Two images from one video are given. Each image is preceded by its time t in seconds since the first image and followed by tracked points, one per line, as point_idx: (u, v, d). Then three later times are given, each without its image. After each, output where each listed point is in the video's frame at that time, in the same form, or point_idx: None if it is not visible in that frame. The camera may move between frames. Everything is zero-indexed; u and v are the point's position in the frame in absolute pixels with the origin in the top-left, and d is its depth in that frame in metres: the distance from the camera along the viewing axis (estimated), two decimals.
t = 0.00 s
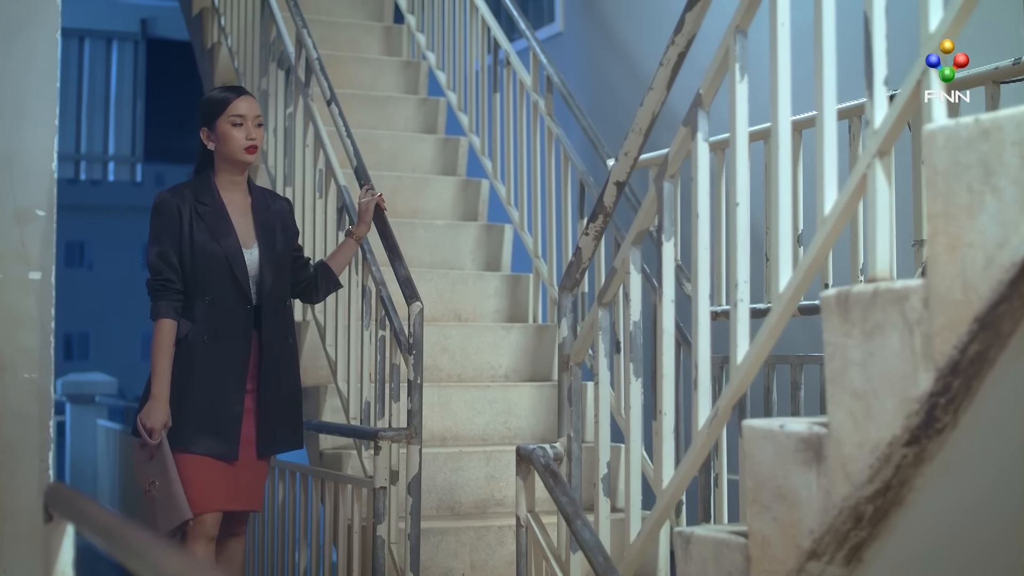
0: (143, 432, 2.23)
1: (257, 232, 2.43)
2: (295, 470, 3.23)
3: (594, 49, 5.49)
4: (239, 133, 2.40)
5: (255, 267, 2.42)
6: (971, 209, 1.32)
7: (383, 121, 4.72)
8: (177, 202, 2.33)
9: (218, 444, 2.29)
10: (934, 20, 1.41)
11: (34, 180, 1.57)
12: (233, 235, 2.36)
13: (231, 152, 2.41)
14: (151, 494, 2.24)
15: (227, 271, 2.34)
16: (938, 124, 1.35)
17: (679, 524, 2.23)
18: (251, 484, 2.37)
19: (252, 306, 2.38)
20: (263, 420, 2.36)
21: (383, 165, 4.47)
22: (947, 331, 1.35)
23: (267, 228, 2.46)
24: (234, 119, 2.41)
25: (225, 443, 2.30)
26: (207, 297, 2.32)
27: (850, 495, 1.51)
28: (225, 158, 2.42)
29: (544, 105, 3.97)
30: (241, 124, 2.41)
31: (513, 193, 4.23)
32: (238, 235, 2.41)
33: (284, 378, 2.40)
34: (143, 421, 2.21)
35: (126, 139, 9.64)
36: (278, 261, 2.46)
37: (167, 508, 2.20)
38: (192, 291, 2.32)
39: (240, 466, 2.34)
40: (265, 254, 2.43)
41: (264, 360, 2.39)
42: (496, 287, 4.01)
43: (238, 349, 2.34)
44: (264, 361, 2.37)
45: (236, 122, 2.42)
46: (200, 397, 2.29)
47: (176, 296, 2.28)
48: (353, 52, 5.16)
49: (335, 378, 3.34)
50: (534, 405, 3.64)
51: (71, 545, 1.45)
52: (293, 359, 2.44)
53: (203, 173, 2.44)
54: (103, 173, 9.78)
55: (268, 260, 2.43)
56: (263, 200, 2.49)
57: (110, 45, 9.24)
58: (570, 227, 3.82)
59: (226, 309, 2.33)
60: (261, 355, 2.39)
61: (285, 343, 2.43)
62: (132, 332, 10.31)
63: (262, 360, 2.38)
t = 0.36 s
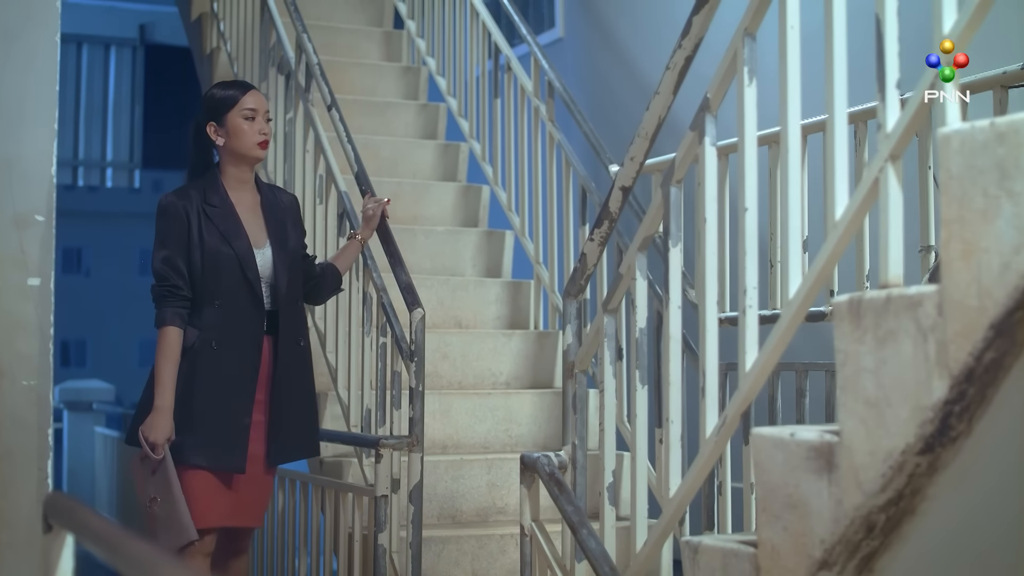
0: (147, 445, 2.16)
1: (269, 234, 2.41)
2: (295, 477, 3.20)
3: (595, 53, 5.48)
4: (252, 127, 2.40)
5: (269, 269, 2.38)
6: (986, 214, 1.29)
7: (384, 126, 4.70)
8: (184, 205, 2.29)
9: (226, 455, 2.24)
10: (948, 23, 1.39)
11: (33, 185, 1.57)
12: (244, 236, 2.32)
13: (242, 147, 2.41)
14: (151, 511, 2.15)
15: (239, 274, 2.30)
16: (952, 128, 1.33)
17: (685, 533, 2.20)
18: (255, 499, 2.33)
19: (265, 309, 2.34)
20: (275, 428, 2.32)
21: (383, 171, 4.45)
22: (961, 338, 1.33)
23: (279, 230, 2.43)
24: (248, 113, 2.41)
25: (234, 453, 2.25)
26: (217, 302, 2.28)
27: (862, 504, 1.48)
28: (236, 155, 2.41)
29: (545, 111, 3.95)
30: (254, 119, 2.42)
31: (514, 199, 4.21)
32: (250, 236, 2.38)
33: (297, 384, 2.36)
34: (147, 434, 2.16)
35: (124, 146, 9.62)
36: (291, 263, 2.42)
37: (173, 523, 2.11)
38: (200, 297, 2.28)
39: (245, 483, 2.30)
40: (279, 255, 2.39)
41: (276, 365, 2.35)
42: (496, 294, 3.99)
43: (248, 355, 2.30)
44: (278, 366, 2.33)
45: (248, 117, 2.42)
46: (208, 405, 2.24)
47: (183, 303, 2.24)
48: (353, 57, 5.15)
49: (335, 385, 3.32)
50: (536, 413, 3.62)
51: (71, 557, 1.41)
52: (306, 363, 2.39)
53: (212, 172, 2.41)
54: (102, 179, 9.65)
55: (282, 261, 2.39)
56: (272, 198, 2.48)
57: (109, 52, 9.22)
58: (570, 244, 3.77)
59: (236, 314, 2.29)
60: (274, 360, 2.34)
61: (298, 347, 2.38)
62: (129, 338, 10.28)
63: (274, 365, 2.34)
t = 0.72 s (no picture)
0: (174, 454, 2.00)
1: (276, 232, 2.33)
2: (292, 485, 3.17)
3: (594, 58, 5.47)
4: (267, 126, 2.32)
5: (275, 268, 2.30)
6: (1001, 218, 1.27)
7: (382, 131, 4.68)
8: (192, 201, 2.18)
9: (254, 464, 2.11)
10: (960, 24, 1.37)
11: (29, 189, 1.52)
12: (254, 233, 2.23)
13: (253, 145, 2.32)
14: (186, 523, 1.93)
15: (253, 274, 2.21)
16: (965, 130, 1.32)
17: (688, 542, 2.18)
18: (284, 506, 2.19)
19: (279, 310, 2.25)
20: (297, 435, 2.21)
21: (381, 176, 4.43)
22: (975, 344, 1.30)
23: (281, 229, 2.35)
24: (262, 110, 2.32)
25: (261, 458, 2.12)
26: (232, 304, 2.18)
27: (872, 513, 1.46)
28: (244, 151, 2.33)
29: (544, 116, 3.93)
30: (267, 116, 2.34)
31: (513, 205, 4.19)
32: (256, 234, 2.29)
33: (313, 387, 2.27)
34: (173, 439, 2.01)
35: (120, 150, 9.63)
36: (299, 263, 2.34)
37: (214, 524, 1.89)
38: (212, 298, 2.17)
39: (275, 489, 2.18)
40: (287, 254, 2.31)
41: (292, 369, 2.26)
42: (495, 300, 3.97)
43: (265, 359, 2.20)
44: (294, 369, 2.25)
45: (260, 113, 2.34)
46: (232, 413, 2.13)
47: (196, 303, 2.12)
48: (351, 62, 5.14)
49: (333, 392, 3.29)
50: (535, 420, 3.59)
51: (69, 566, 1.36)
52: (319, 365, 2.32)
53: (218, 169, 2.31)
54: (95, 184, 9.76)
55: (290, 261, 2.31)
56: (274, 199, 2.39)
57: (104, 56, 9.14)
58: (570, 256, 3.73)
59: (252, 316, 2.19)
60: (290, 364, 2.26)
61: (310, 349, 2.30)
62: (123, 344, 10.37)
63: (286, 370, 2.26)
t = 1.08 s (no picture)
0: (209, 465, 1.99)
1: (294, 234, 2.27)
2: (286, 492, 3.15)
3: (586, 62, 5.45)
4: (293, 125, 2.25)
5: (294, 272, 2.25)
6: (1011, 222, 1.25)
7: (374, 135, 4.65)
8: (221, 200, 2.11)
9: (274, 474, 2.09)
10: (969, 24, 1.35)
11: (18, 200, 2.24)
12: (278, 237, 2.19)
13: (279, 144, 2.25)
14: (226, 536, 1.98)
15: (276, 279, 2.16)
16: (975, 133, 1.29)
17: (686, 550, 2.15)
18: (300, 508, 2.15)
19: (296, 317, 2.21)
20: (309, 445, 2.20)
21: (373, 181, 4.40)
22: (985, 350, 1.28)
23: (298, 231, 2.30)
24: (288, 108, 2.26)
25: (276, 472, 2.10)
26: (258, 311, 2.13)
27: (878, 522, 1.43)
28: (267, 150, 2.26)
29: (538, 120, 3.91)
30: (292, 115, 2.27)
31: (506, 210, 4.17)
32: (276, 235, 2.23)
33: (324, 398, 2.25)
34: (213, 452, 1.98)
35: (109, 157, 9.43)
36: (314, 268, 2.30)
37: (265, 540, 1.97)
38: (238, 304, 2.11)
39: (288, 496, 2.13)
40: (306, 258, 2.27)
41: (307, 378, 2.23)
42: (488, 306, 3.94)
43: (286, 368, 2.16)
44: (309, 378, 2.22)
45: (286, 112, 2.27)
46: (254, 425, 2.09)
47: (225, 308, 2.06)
48: (343, 67, 5.11)
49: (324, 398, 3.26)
50: (529, 427, 3.56)
51: None
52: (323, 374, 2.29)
53: (239, 166, 2.23)
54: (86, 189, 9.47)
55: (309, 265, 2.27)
56: (290, 203, 2.33)
57: (93, 60, 9.06)
58: (566, 264, 3.70)
59: (276, 323, 2.16)
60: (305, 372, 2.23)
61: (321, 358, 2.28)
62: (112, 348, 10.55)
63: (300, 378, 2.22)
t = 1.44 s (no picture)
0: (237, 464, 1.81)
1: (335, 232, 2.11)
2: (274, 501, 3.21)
3: (577, 70, 5.42)
4: (337, 117, 2.11)
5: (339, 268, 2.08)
6: (1022, 227, 1.23)
7: (362, 141, 4.61)
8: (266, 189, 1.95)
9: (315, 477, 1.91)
10: (977, 26, 1.33)
11: None
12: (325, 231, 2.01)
13: (322, 137, 2.10)
14: (245, 538, 1.80)
15: (321, 273, 1.98)
16: (982, 136, 1.27)
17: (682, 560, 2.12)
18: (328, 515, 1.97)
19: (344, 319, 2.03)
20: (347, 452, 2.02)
21: (361, 186, 4.35)
22: (994, 358, 1.25)
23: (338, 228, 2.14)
24: (331, 99, 2.12)
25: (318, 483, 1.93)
26: (299, 307, 1.95)
27: (883, 533, 1.40)
28: (309, 143, 2.10)
29: (528, 126, 3.88)
30: (335, 108, 2.13)
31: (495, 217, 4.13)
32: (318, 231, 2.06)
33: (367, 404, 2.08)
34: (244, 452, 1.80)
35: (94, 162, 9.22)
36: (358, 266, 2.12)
37: (288, 549, 1.79)
38: (280, 300, 1.94)
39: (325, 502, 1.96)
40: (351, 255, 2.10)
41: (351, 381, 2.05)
42: (477, 313, 3.90)
43: (331, 372, 1.98)
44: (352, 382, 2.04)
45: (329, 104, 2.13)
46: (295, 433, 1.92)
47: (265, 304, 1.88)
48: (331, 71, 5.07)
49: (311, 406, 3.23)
50: (519, 435, 3.52)
51: None
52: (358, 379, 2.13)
53: (280, 155, 2.07)
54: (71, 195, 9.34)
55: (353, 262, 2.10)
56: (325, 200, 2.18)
57: (78, 65, 8.72)
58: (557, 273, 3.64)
59: (321, 320, 1.98)
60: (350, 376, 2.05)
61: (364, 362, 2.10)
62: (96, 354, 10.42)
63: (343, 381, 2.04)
